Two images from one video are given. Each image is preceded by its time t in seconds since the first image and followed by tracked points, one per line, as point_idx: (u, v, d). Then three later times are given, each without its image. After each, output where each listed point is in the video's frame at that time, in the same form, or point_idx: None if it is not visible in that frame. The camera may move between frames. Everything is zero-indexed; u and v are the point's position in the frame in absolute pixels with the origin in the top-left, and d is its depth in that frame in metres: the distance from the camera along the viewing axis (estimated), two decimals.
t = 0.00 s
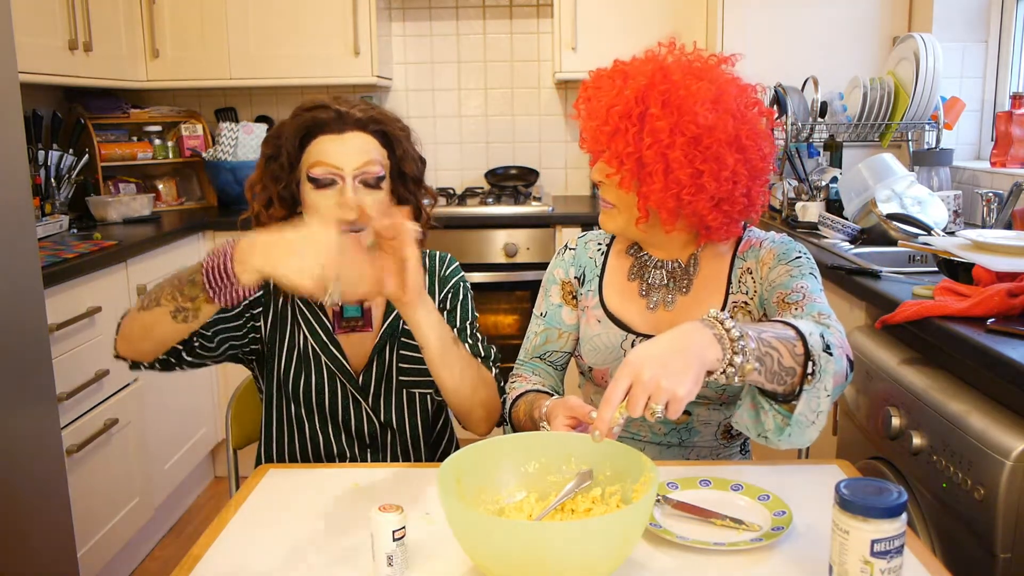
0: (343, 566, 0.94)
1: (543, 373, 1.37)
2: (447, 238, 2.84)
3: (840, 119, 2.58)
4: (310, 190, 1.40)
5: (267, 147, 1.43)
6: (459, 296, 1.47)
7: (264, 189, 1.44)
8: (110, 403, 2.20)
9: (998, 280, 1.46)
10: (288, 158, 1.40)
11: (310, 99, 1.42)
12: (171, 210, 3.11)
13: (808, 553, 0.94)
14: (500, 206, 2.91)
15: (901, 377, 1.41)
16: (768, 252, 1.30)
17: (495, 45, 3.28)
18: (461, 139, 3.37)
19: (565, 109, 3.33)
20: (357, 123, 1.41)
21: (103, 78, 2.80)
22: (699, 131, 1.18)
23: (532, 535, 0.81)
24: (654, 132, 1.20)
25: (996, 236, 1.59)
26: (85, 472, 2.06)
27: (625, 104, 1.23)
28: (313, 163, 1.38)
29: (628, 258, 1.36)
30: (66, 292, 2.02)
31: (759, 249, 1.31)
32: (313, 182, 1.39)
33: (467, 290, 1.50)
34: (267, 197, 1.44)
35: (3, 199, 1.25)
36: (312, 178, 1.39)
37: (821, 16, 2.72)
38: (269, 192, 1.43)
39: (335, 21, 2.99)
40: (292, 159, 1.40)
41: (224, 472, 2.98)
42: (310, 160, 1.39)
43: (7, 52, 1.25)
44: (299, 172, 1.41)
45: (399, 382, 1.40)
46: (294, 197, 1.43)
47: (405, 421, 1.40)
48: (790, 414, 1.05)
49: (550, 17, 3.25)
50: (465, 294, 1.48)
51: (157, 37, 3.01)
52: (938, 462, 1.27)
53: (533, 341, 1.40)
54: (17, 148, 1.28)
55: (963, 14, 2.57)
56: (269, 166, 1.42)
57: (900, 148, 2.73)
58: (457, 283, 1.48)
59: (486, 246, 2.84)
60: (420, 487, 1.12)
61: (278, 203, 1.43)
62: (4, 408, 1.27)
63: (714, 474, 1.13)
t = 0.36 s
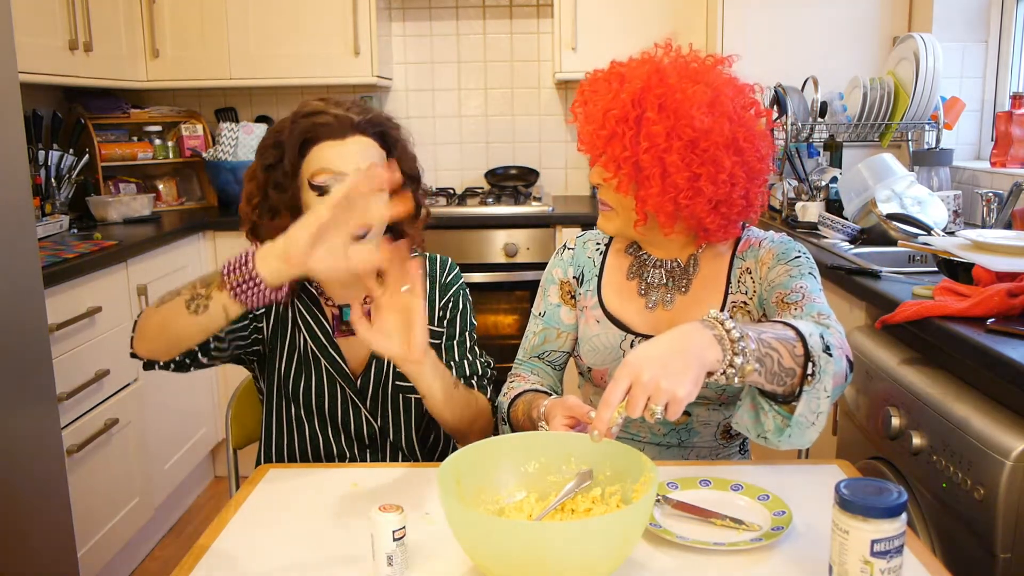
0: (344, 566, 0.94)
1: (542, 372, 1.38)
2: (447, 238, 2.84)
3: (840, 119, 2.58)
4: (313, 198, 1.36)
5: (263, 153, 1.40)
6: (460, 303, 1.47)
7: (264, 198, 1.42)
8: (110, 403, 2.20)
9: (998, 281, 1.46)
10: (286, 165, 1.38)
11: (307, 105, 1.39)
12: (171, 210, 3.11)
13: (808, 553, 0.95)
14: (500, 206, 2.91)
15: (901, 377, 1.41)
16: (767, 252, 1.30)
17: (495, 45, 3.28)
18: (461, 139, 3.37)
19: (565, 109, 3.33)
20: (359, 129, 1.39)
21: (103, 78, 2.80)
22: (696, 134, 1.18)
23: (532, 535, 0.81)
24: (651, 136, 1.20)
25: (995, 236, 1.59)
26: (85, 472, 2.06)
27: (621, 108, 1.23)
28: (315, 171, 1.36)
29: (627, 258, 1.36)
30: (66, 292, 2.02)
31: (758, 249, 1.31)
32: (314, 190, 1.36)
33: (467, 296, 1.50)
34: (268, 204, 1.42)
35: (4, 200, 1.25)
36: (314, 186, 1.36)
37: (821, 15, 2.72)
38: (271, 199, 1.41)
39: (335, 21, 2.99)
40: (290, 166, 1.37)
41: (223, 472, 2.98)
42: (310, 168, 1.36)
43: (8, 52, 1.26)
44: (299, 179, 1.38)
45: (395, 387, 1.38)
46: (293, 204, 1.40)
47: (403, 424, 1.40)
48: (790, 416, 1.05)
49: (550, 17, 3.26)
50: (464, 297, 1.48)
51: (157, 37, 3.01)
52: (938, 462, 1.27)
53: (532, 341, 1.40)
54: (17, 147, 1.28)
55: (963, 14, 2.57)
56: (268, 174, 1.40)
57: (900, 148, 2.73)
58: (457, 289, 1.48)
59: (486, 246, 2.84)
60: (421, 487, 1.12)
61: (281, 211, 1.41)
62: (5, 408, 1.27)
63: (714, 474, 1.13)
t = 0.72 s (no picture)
0: (344, 565, 0.94)
1: (543, 373, 1.38)
2: (446, 238, 2.83)
3: (840, 119, 2.58)
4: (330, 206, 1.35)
5: (274, 158, 1.36)
6: (460, 306, 1.48)
7: (275, 205, 1.38)
8: (110, 403, 2.20)
9: (998, 281, 1.46)
10: (300, 172, 1.36)
11: (316, 109, 1.36)
12: (171, 210, 3.10)
13: (807, 552, 0.95)
14: (500, 206, 2.91)
15: (901, 377, 1.41)
16: (769, 253, 1.30)
17: (495, 45, 3.28)
18: (461, 139, 3.37)
19: (565, 109, 3.33)
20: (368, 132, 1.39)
21: (103, 78, 2.80)
22: (700, 133, 1.18)
23: (532, 535, 0.81)
24: (655, 135, 1.20)
25: (995, 236, 1.59)
26: (85, 472, 2.06)
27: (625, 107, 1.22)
28: (333, 177, 1.35)
29: (628, 258, 1.36)
30: (66, 293, 2.02)
31: (760, 250, 1.31)
32: (331, 195, 1.35)
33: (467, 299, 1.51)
34: (280, 212, 1.38)
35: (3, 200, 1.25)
36: (331, 190, 1.35)
37: (821, 15, 2.72)
38: (285, 206, 1.37)
39: (335, 21, 2.99)
40: (305, 172, 1.35)
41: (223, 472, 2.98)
42: (326, 173, 1.35)
43: (8, 52, 1.26)
44: (314, 185, 1.36)
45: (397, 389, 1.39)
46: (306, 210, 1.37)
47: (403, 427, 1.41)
48: (795, 417, 1.04)
49: (550, 17, 3.26)
50: (464, 302, 1.49)
51: (157, 37, 3.01)
52: (938, 462, 1.27)
53: (532, 341, 1.40)
54: (17, 147, 1.28)
55: (963, 14, 2.57)
56: (280, 180, 1.37)
57: (900, 148, 2.73)
58: (458, 291, 1.49)
59: (487, 246, 2.84)
60: (421, 487, 1.12)
61: (294, 217, 1.38)
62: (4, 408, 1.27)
63: (714, 474, 1.13)
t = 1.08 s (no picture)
0: (344, 565, 0.94)
1: (543, 372, 1.37)
2: (447, 238, 2.83)
3: (840, 119, 2.57)
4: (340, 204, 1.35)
5: (283, 159, 1.36)
6: (465, 316, 1.48)
7: (285, 206, 1.37)
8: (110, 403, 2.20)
9: (998, 281, 1.46)
10: (311, 171, 1.35)
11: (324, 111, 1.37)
12: (171, 210, 3.10)
13: (808, 552, 0.95)
14: (500, 206, 2.91)
15: (901, 377, 1.41)
16: (772, 254, 1.29)
17: (495, 45, 3.28)
18: (461, 138, 3.37)
19: (565, 109, 3.33)
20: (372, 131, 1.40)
21: (103, 78, 2.80)
22: (703, 135, 1.19)
23: (533, 535, 0.81)
24: (659, 138, 1.20)
25: (996, 236, 1.59)
26: (85, 472, 2.06)
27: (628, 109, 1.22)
28: (344, 176, 1.35)
29: (631, 259, 1.36)
30: (66, 292, 2.02)
31: (761, 250, 1.31)
32: (342, 195, 1.35)
33: (471, 309, 1.51)
34: (289, 212, 1.37)
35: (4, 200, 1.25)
36: (342, 189, 1.35)
37: (821, 15, 2.72)
38: (297, 206, 1.37)
39: (335, 21, 2.99)
40: (316, 171, 1.35)
41: (224, 472, 2.98)
42: (337, 172, 1.35)
43: (8, 52, 1.26)
44: (325, 185, 1.36)
45: (396, 394, 1.41)
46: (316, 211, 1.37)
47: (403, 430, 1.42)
48: (793, 416, 1.04)
49: (550, 17, 3.26)
50: (468, 309, 1.49)
51: (156, 38, 3.01)
52: (938, 462, 1.27)
53: (534, 340, 1.40)
54: (17, 148, 1.28)
55: (963, 14, 2.57)
56: (291, 181, 1.36)
57: (900, 148, 2.73)
58: (464, 300, 1.49)
59: (487, 246, 2.84)
60: (420, 487, 1.12)
61: (306, 216, 1.37)
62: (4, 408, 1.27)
63: (714, 474, 1.13)
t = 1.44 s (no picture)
0: (344, 565, 0.94)
1: (544, 371, 1.37)
2: (447, 238, 2.84)
3: (840, 119, 2.57)
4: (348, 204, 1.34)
5: (294, 171, 1.33)
6: (464, 315, 1.47)
7: (302, 218, 1.32)
8: (111, 403, 2.20)
9: (998, 280, 1.46)
10: (328, 180, 1.33)
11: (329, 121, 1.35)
12: (171, 210, 3.11)
13: (808, 552, 0.95)
14: (500, 206, 2.91)
15: (901, 377, 1.41)
16: (767, 250, 1.29)
17: (495, 45, 3.29)
18: (461, 139, 3.37)
19: (565, 109, 3.33)
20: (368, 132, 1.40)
21: (103, 78, 2.80)
22: (749, 139, 1.20)
23: (533, 535, 0.81)
24: (711, 149, 1.19)
25: (996, 236, 1.59)
26: (85, 472, 2.06)
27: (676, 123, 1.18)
28: (357, 178, 1.34)
29: (633, 263, 1.35)
30: (67, 292, 2.02)
31: (758, 248, 1.31)
32: (358, 199, 1.34)
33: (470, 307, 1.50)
34: (308, 224, 1.32)
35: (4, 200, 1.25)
36: (360, 193, 1.34)
37: (821, 15, 2.72)
38: (317, 215, 1.32)
39: (335, 22, 2.99)
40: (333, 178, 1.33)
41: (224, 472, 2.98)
42: (349, 175, 1.34)
43: (8, 52, 1.26)
44: (338, 190, 1.33)
45: (397, 397, 1.41)
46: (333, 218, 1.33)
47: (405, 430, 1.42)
48: (774, 401, 1.03)
49: (550, 17, 3.26)
50: (467, 308, 1.48)
51: (157, 37, 3.01)
52: (938, 462, 1.27)
53: (535, 339, 1.40)
54: (17, 147, 1.28)
55: (963, 14, 2.57)
56: (307, 193, 1.32)
57: (900, 148, 2.73)
58: (461, 299, 1.48)
59: (487, 247, 2.84)
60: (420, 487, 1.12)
61: (326, 225, 1.33)
62: (4, 408, 1.27)
63: (714, 474, 1.13)
